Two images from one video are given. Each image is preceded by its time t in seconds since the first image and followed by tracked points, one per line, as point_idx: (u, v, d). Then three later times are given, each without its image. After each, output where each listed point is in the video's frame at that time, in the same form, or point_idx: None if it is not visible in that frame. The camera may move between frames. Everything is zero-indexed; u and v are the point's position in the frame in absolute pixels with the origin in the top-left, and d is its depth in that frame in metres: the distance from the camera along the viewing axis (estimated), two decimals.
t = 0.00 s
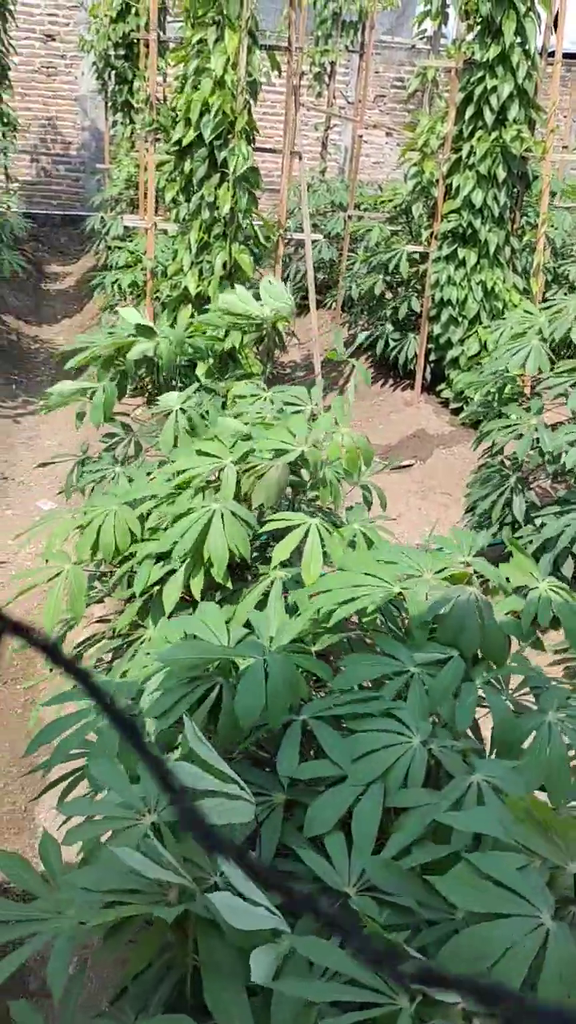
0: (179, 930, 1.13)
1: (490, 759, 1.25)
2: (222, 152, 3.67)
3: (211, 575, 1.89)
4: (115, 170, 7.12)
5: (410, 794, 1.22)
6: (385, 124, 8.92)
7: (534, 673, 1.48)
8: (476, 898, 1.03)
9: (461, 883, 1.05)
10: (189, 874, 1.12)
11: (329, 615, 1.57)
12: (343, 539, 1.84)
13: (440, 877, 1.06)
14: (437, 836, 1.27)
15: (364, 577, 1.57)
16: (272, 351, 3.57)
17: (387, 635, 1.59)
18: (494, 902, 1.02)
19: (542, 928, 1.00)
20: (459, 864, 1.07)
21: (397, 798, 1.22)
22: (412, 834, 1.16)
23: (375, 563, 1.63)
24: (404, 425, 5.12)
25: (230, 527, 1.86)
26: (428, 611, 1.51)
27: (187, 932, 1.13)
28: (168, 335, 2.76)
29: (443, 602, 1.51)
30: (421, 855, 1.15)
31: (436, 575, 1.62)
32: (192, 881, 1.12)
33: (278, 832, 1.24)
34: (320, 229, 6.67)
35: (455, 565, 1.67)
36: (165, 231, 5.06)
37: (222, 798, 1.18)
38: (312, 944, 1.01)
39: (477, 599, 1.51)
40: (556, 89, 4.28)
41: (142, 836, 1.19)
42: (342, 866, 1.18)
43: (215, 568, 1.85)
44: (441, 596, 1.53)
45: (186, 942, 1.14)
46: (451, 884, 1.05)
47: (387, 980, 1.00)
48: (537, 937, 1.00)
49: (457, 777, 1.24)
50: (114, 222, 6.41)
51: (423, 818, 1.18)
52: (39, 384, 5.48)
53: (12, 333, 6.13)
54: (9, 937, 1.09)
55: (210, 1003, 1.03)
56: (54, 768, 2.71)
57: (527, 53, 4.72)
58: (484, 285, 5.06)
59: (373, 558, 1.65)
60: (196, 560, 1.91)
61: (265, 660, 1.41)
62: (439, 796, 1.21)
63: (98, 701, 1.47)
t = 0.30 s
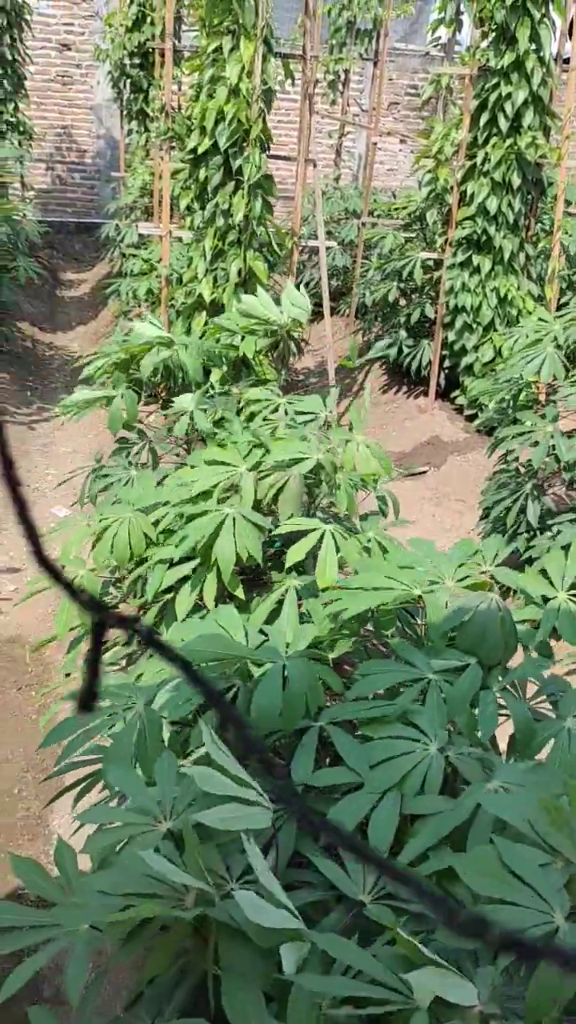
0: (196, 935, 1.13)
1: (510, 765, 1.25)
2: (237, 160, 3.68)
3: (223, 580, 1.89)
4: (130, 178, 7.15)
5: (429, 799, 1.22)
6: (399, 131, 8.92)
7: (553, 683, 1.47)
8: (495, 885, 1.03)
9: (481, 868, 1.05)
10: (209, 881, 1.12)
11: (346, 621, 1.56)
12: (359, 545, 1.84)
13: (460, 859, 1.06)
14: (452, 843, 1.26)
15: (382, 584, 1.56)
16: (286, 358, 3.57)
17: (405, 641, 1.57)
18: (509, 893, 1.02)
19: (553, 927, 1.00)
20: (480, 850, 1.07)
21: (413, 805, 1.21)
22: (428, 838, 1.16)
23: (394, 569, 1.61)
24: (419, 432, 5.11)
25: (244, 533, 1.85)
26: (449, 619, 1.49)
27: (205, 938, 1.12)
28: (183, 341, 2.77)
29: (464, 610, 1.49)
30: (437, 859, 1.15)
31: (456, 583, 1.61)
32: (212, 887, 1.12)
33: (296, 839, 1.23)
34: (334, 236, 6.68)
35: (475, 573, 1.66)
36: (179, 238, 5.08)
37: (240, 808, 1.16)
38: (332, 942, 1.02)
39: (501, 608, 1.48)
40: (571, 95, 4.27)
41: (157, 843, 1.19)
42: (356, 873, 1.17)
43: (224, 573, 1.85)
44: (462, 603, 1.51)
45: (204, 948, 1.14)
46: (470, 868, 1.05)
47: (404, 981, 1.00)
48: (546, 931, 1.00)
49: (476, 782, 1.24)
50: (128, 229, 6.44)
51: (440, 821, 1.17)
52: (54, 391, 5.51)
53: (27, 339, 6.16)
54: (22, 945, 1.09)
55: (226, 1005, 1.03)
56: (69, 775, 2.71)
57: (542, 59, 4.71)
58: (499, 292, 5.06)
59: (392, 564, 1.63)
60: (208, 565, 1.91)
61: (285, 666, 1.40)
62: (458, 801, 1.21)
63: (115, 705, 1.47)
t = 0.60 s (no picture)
0: (207, 942, 1.12)
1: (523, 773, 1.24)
2: (247, 167, 3.70)
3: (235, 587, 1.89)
4: (141, 185, 7.18)
5: (440, 809, 1.21)
6: (409, 138, 8.94)
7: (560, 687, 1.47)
8: (510, 913, 1.01)
9: (495, 895, 1.04)
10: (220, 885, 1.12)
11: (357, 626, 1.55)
12: (370, 551, 1.83)
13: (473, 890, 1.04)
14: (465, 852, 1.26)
15: (393, 590, 1.55)
16: (297, 364, 3.58)
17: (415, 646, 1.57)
18: (527, 917, 1.01)
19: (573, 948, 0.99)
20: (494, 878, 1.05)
21: (425, 814, 1.20)
22: (441, 851, 1.15)
23: (404, 574, 1.61)
24: (429, 438, 5.10)
25: (256, 539, 1.85)
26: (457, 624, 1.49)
27: (214, 944, 1.12)
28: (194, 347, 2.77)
29: (471, 615, 1.49)
30: (451, 872, 1.14)
31: (463, 588, 1.61)
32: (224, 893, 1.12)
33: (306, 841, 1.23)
34: (344, 242, 6.69)
35: (483, 579, 1.66)
36: (190, 245, 5.09)
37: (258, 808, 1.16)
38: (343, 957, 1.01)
39: (509, 612, 1.49)
40: None
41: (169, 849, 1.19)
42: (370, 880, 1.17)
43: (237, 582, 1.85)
44: (472, 609, 1.50)
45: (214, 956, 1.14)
46: (483, 898, 1.03)
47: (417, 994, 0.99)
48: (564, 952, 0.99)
49: (488, 792, 1.23)
50: (139, 236, 6.46)
51: (452, 836, 1.16)
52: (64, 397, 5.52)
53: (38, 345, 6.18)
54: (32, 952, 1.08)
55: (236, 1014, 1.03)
56: (79, 781, 2.71)
57: (552, 66, 4.72)
58: (509, 298, 5.06)
59: (403, 569, 1.63)
60: (222, 574, 1.92)
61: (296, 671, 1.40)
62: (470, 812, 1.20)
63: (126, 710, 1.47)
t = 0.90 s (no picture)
0: (217, 952, 1.12)
1: (535, 783, 1.23)
2: (257, 174, 3.71)
3: (247, 594, 1.89)
4: (151, 193, 7.21)
5: (450, 818, 1.20)
6: (418, 145, 8.95)
7: (571, 698, 1.45)
8: (525, 917, 1.01)
9: (510, 902, 1.03)
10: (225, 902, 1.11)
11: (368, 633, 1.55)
12: (380, 559, 1.83)
13: (490, 894, 1.04)
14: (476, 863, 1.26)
15: (403, 598, 1.54)
16: (306, 371, 3.59)
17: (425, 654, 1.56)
18: (542, 924, 1.00)
19: None
20: (510, 884, 1.06)
21: (435, 825, 1.20)
22: (452, 860, 1.15)
23: (416, 581, 1.60)
24: (438, 445, 5.10)
25: (267, 546, 1.85)
26: (471, 634, 1.48)
27: (225, 955, 1.12)
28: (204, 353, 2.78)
29: (485, 625, 1.47)
30: (464, 883, 1.14)
31: (476, 595, 1.60)
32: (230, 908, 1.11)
33: (316, 855, 1.23)
34: (353, 249, 6.70)
35: (496, 585, 1.65)
36: (199, 252, 5.11)
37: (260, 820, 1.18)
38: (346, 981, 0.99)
39: (525, 624, 1.47)
40: None
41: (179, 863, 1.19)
42: (381, 892, 1.18)
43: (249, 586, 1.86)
44: (485, 618, 1.49)
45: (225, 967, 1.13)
46: (500, 902, 1.03)
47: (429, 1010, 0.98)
48: None
49: (499, 802, 1.22)
50: (148, 244, 6.49)
51: (462, 845, 1.16)
52: (74, 404, 5.54)
53: (48, 353, 6.21)
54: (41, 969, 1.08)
55: None
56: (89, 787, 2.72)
57: (561, 73, 4.71)
58: (518, 305, 5.06)
59: (415, 577, 1.62)
60: (231, 577, 1.92)
61: (305, 683, 1.39)
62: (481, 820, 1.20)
63: (136, 719, 1.46)
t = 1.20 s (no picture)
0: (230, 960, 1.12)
1: (547, 794, 1.23)
2: (268, 187, 3.72)
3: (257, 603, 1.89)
4: (163, 204, 7.25)
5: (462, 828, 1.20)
6: (429, 156, 8.98)
7: None
8: (537, 926, 1.01)
9: (523, 911, 1.03)
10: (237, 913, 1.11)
11: (379, 643, 1.54)
12: (390, 569, 1.83)
13: (504, 902, 1.04)
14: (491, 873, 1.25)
15: (414, 609, 1.54)
16: (317, 382, 3.59)
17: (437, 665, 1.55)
18: (556, 933, 1.00)
19: None
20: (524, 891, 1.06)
21: (448, 832, 1.19)
22: (464, 870, 1.14)
23: (427, 592, 1.60)
24: (449, 455, 5.10)
25: (277, 556, 1.85)
26: (482, 645, 1.47)
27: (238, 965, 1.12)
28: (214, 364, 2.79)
29: (494, 638, 1.46)
30: (477, 892, 1.14)
31: (486, 606, 1.60)
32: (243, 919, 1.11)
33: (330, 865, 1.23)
34: (364, 260, 6.72)
35: (505, 596, 1.65)
36: (211, 264, 5.13)
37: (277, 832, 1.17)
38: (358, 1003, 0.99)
39: (534, 635, 1.45)
40: None
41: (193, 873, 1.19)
42: (393, 902, 1.17)
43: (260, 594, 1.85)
44: (496, 629, 1.49)
45: (237, 976, 1.13)
46: (515, 910, 1.03)
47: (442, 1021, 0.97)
48: None
49: (511, 812, 1.22)
50: (160, 255, 6.52)
51: (475, 852, 1.15)
52: (86, 415, 5.56)
53: (60, 363, 6.24)
54: (54, 970, 1.09)
55: None
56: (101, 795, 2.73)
57: (572, 84, 4.72)
58: (529, 316, 5.06)
59: (426, 587, 1.62)
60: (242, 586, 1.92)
61: (316, 694, 1.39)
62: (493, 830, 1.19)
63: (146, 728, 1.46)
